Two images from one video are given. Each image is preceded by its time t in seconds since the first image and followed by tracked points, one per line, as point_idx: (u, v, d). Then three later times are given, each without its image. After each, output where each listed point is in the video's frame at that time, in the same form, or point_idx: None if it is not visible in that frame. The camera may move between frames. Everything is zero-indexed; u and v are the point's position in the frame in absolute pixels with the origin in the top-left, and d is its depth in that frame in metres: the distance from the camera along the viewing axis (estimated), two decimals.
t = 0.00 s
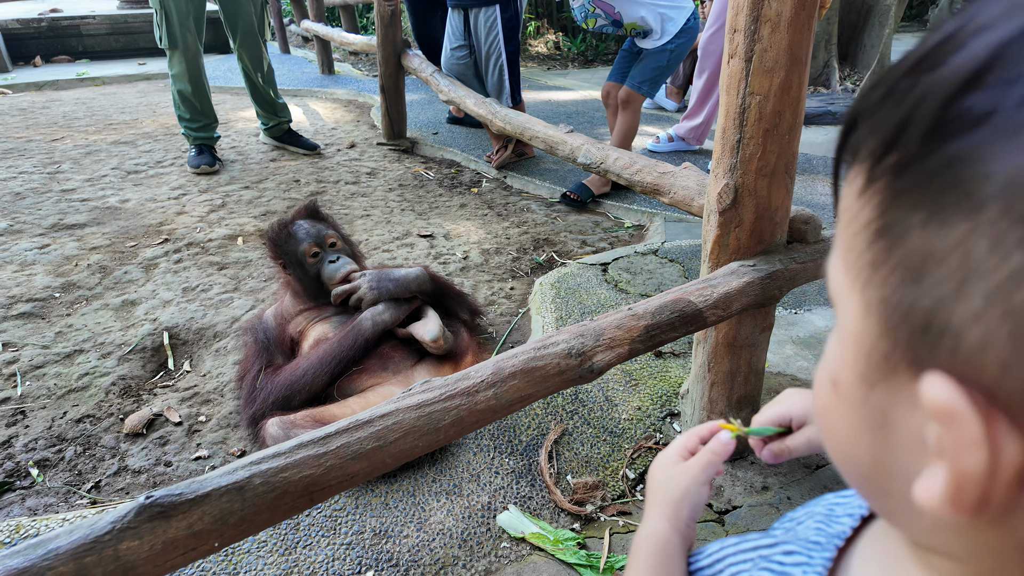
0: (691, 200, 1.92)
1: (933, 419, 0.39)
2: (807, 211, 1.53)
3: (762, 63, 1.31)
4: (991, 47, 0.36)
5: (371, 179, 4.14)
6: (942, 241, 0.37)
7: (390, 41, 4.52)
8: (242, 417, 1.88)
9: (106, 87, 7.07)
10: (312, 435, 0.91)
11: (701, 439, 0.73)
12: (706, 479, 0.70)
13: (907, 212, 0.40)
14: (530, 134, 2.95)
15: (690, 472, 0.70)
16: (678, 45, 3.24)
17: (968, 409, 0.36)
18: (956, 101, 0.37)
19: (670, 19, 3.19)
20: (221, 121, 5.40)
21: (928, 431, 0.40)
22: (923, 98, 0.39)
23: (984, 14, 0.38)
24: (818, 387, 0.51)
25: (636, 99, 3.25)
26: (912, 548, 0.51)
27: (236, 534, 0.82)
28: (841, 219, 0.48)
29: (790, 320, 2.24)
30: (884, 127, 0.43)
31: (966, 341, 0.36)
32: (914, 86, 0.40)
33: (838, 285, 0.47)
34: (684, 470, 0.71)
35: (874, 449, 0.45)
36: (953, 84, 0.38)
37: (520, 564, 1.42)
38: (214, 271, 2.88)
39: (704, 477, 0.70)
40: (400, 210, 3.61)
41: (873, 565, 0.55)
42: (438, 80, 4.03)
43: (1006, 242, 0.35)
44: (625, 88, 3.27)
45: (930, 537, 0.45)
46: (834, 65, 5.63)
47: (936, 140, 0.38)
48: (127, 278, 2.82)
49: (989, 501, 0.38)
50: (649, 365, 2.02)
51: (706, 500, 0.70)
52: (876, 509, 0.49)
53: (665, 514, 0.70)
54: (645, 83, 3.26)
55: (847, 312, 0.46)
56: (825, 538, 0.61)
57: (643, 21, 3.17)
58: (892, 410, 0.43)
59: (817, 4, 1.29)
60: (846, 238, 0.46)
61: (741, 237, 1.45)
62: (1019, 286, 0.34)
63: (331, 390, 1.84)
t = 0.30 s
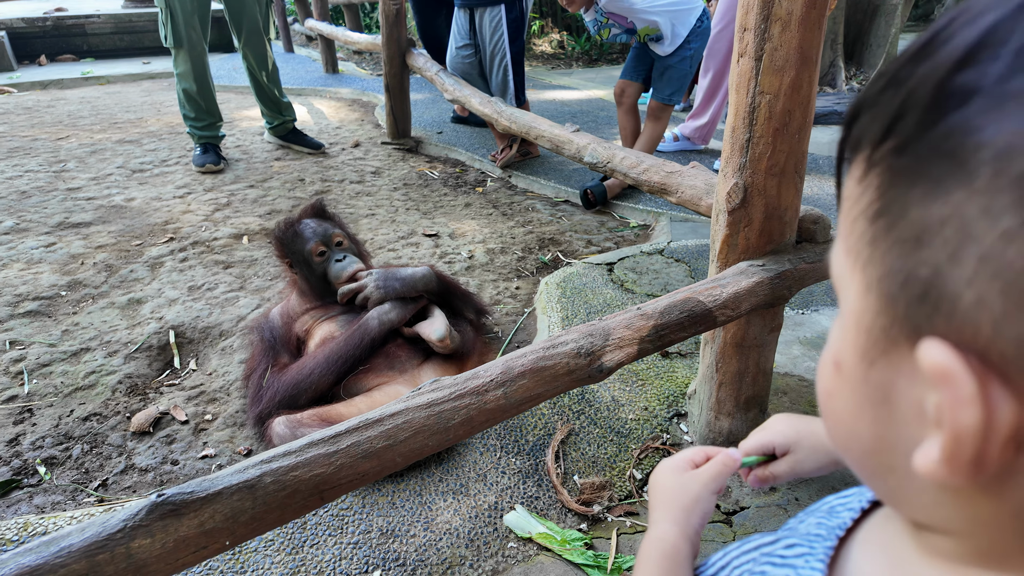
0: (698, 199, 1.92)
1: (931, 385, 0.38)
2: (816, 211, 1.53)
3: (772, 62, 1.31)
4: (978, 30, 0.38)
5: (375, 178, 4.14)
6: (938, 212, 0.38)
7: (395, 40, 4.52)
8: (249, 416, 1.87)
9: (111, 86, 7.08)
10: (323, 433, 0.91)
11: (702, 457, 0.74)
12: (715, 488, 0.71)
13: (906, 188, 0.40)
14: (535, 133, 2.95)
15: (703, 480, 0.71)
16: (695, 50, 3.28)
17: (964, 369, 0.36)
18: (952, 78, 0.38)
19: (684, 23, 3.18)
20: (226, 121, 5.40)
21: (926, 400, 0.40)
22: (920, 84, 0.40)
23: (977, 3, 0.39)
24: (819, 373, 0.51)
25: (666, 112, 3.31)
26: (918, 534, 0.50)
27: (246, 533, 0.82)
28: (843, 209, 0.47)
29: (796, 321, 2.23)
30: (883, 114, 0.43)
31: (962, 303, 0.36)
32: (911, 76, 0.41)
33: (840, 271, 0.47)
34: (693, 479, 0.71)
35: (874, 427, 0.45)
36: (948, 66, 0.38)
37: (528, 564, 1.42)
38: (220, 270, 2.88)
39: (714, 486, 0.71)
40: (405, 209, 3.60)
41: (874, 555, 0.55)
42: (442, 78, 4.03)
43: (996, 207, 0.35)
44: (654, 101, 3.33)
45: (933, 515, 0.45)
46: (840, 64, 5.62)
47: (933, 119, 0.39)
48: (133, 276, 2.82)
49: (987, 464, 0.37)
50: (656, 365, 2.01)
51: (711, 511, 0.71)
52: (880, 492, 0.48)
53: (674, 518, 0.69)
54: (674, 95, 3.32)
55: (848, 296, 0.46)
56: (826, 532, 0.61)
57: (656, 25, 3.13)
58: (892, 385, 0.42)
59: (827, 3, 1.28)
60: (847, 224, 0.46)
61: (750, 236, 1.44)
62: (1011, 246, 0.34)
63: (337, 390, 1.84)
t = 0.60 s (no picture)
0: (705, 200, 1.91)
1: (932, 368, 0.39)
2: (824, 212, 1.53)
3: (780, 63, 1.30)
4: (966, 32, 0.38)
5: (381, 178, 4.14)
6: (935, 201, 0.38)
7: (401, 39, 4.52)
8: (255, 416, 1.88)
9: (118, 85, 7.10)
10: (330, 435, 0.91)
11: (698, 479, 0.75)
12: (714, 504, 0.71)
13: (903, 181, 0.40)
14: (540, 134, 2.95)
15: (702, 495, 0.71)
16: (699, 49, 3.29)
17: (965, 348, 0.36)
18: (944, 74, 0.38)
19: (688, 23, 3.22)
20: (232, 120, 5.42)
21: (926, 384, 0.40)
22: (913, 81, 0.40)
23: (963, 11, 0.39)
24: (817, 366, 0.51)
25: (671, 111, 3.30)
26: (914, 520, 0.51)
27: (254, 534, 0.82)
28: (841, 207, 0.47)
29: (802, 322, 2.23)
30: (880, 111, 0.43)
31: (961, 286, 0.37)
32: (903, 76, 0.41)
33: (836, 265, 0.47)
34: (693, 495, 0.71)
35: (872, 414, 0.45)
36: (941, 63, 0.38)
37: (533, 565, 1.41)
38: (226, 270, 2.89)
39: (714, 502, 0.71)
40: (410, 209, 3.61)
41: (865, 535, 0.54)
42: (448, 79, 4.03)
43: (991, 194, 0.36)
44: (660, 100, 3.31)
45: (933, 498, 0.45)
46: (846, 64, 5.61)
47: (925, 114, 0.39)
48: (140, 276, 2.83)
49: (987, 443, 0.38)
50: (661, 366, 2.01)
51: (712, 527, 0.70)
52: (879, 480, 0.49)
53: (677, 532, 0.69)
54: (678, 94, 3.31)
55: (846, 288, 0.46)
56: (819, 518, 0.61)
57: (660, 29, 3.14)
58: (890, 372, 0.42)
59: (837, 4, 1.27)
60: (846, 219, 0.46)
61: (758, 238, 1.44)
62: (1006, 230, 0.35)
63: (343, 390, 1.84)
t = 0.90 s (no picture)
0: (709, 200, 1.90)
1: (970, 361, 0.38)
2: (829, 213, 1.52)
3: (785, 63, 1.30)
4: None
5: (385, 178, 4.14)
6: (998, 190, 0.37)
7: (405, 39, 4.52)
8: (257, 415, 1.88)
9: (122, 85, 7.12)
10: (331, 435, 0.91)
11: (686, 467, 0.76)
12: (694, 479, 0.73)
13: (963, 165, 0.39)
14: (544, 134, 2.94)
15: (683, 476, 0.73)
16: (707, 51, 3.26)
17: (1008, 347, 0.36)
18: None
19: (696, 24, 3.18)
20: (236, 120, 5.43)
21: (956, 375, 0.40)
22: (995, 58, 0.38)
23: None
24: (838, 340, 0.50)
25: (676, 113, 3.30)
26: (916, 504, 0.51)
27: (255, 534, 0.82)
28: (886, 180, 0.46)
29: (807, 323, 2.22)
30: (948, 85, 0.41)
31: (1013, 285, 0.36)
32: (983, 48, 0.39)
33: (877, 241, 0.46)
34: (672, 472, 0.73)
35: (892, 398, 0.45)
36: None
37: (535, 566, 1.41)
38: (230, 269, 2.89)
39: (693, 478, 0.73)
40: (414, 209, 3.61)
41: (867, 516, 0.55)
42: (451, 78, 4.03)
43: None
44: (664, 102, 3.31)
45: (941, 485, 0.45)
46: (851, 65, 5.60)
47: (1005, 94, 0.37)
48: (144, 275, 2.84)
49: (1011, 441, 0.38)
50: (665, 367, 2.00)
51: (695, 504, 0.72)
52: (889, 461, 0.49)
53: (662, 510, 0.69)
54: (684, 96, 3.32)
55: (884, 266, 0.45)
56: (818, 498, 0.61)
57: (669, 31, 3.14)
58: (919, 358, 0.42)
59: (842, 4, 1.27)
60: (893, 195, 0.45)
61: (762, 239, 1.43)
62: None
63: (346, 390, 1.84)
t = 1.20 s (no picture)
0: (712, 199, 1.89)
1: (1007, 372, 0.39)
2: (832, 212, 1.51)
3: (787, 61, 1.29)
4: None
5: (387, 177, 4.14)
6: None
7: (407, 38, 4.52)
8: (258, 414, 1.88)
9: (126, 84, 7.13)
10: (329, 433, 0.90)
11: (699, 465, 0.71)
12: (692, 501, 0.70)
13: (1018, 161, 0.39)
14: (546, 133, 2.93)
15: (677, 497, 0.71)
16: (717, 56, 3.22)
17: None
18: None
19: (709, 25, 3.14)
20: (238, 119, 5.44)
21: (989, 383, 0.41)
22: None
23: None
24: (861, 327, 0.51)
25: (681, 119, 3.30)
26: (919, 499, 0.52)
27: (251, 533, 0.82)
28: (928, 163, 0.46)
29: (810, 323, 2.21)
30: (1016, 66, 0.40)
31: None
32: None
33: (911, 231, 0.46)
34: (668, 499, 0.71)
35: (917, 394, 0.46)
36: None
37: (535, 566, 1.41)
38: (231, 268, 2.89)
39: (691, 501, 0.70)
40: (416, 208, 3.60)
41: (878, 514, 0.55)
42: (454, 77, 4.02)
43: None
44: (670, 104, 3.32)
45: (951, 483, 0.46)
46: (855, 65, 5.58)
47: None
48: (146, 273, 2.84)
49: None
50: (666, 367, 1.99)
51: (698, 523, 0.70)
52: (903, 454, 0.50)
53: (659, 544, 0.70)
54: (690, 100, 3.32)
55: (917, 259, 0.45)
56: (830, 499, 0.60)
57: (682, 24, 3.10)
58: (950, 361, 0.43)
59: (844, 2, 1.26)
60: (935, 181, 0.44)
61: (764, 238, 1.42)
62: None
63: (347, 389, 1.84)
